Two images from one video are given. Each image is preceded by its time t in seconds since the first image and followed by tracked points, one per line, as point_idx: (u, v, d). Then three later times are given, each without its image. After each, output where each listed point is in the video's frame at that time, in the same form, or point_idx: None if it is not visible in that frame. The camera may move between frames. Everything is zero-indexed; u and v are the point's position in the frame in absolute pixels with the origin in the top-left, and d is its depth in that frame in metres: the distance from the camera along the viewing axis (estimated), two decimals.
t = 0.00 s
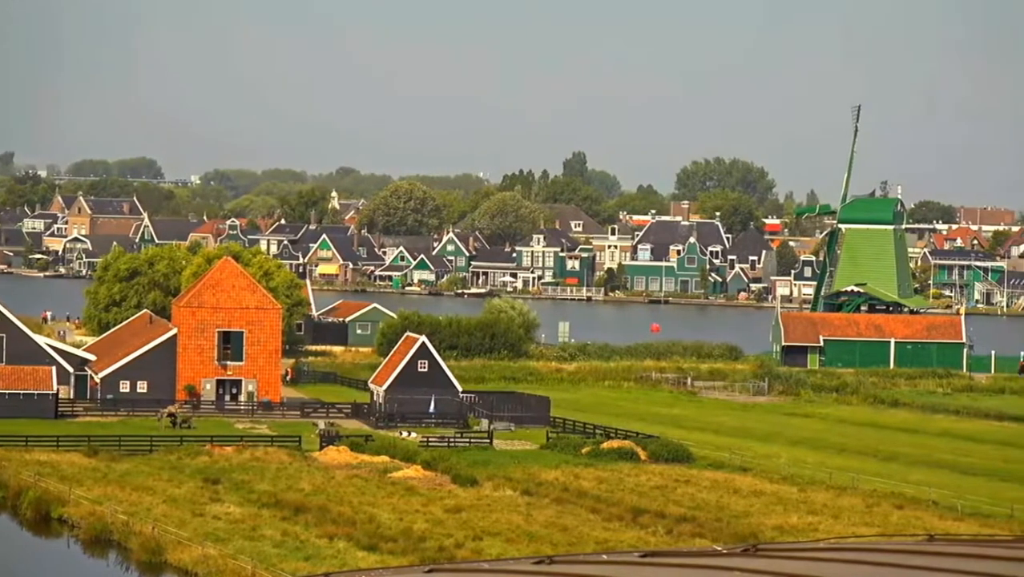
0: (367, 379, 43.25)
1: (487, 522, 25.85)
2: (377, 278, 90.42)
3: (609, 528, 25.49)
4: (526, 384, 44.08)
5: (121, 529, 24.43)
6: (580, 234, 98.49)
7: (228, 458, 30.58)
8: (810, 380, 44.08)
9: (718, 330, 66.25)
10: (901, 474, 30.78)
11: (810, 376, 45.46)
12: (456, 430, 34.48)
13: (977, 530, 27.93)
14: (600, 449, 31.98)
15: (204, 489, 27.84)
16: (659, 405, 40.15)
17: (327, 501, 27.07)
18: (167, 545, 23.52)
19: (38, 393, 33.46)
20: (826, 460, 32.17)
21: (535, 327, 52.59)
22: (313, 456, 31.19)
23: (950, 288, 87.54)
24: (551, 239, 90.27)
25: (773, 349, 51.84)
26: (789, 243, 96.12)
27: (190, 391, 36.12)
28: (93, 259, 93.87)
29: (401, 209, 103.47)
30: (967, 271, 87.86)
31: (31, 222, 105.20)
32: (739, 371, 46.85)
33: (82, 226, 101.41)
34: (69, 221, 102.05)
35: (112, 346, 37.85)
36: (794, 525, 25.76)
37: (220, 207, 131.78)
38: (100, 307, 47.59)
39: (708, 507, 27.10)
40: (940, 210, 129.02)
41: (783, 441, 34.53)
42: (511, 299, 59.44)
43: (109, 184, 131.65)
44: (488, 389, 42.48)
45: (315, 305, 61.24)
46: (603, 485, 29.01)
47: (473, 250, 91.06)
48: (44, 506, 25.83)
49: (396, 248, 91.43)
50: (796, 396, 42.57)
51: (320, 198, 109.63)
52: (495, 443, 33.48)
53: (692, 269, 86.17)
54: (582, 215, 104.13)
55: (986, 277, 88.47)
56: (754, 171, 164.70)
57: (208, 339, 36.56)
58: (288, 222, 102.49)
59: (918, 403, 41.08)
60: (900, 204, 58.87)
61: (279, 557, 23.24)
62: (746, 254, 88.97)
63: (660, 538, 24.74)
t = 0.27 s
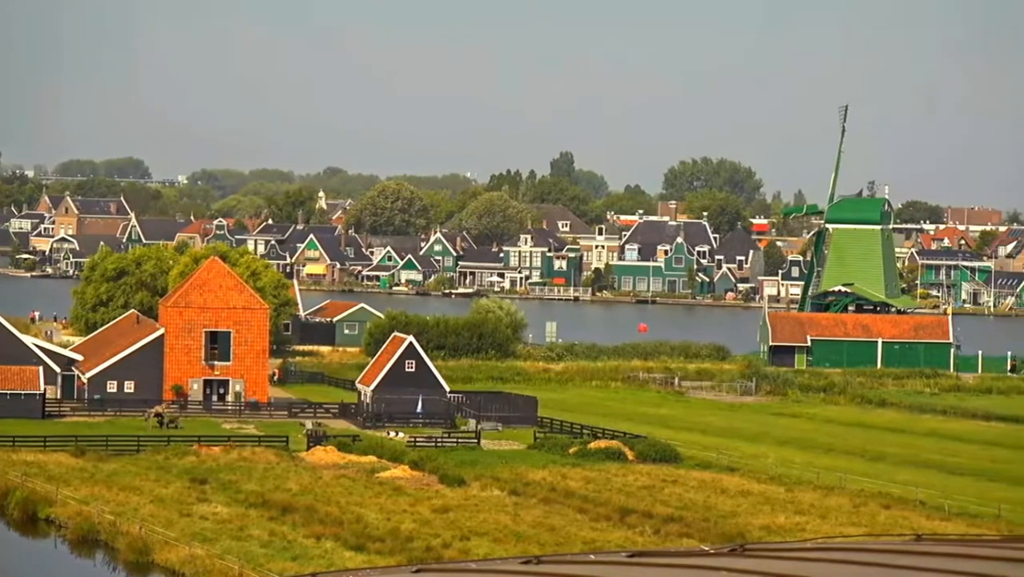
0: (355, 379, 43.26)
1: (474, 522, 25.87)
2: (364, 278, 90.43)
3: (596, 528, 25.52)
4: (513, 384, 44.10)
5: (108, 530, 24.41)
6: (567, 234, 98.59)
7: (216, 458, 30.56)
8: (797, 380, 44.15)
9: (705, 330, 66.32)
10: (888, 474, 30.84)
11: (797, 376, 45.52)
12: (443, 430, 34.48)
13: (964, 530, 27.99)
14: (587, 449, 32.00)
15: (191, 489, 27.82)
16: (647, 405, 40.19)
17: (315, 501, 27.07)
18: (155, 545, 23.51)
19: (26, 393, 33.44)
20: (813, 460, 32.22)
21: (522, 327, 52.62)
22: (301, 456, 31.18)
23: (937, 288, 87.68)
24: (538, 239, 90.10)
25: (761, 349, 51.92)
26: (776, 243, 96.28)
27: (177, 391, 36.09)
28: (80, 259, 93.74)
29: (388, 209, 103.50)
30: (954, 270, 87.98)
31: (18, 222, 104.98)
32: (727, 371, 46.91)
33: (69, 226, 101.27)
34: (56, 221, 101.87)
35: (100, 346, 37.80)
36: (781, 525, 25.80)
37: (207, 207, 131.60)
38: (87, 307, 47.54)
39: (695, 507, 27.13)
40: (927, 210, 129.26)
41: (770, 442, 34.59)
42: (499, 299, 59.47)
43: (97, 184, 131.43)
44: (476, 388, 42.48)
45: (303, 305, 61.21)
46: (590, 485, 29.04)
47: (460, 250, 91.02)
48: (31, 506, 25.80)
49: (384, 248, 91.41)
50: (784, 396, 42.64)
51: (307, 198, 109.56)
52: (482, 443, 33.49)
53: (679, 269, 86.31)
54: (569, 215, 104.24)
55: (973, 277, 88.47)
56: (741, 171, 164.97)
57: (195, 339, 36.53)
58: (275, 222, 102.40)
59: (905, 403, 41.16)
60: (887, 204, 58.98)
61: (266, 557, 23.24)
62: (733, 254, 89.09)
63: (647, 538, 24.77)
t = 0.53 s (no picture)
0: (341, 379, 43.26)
1: (460, 522, 25.88)
2: (350, 278, 90.38)
3: (582, 528, 25.55)
4: (499, 384, 44.12)
5: (93, 530, 24.39)
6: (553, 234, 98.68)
7: (201, 458, 30.54)
8: (783, 380, 44.23)
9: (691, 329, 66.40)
10: (874, 474, 30.90)
11: (783, 376, 45.60)
12: (429, 430, 34.48)
13: (949, 530, 28.06)
14: (573, 449, 32.03)
15: (177, 489, 27.80)
16: (633, 405, 40.23)
17: (300, 501, 27.07)
18: (140, 545, 23.50)
19: (11, 393, 33.41)
20: (799, 461, 32.27)
21: (508, 327, 52.64)
22: (287, 456, 31.18)
23: (922, 288, 88.04)
24: (524, 238, 90.30)
25: (746, 350, 51.98)
26: (762, 243, 96.46)
27: (163, 391, 36.06)
28: (65, 259, 93.56)
29: (374, 209, 103.46)
30: (940, 270, 87.98)
31: (3, 222, 104.74)
32: (713, 371, 46.97)
33: (54, 226, 101.11)
34: (42, 221, 101.68)
35: (85, 346, 37.75)
36: (767, 524, 25.84)
37: (193, 207, 131.38)
38: (72, 307, 47.47)
39: (680, 507, 27.16)
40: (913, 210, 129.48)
41: (756, 441, 34.63)
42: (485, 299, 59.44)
43: (82, 184, 131.19)
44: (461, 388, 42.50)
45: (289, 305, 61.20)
46: (576, 485, 29.06)
47: (446, 250, 90.99)
48: (16, 507, 25.76)
49: (370, 249, 91.40)
50: (770, 395, 42.71)
51: (293, 198, 109.49)
52: (468, 443, 33.51)
53: (665, 268, 86.39)
54: (555, 215, 104.35)
55: (958, 277, 88.79)
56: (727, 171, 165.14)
57: (181, 339, 36.50)
58: (260, 222, 102.30)
59: (891, 403, 41.24)
60: (872, 204, 59.15)
61: (252, 557, 23.24)
62: (719, 253, 88.85)
63: (633, 537, 24.80)
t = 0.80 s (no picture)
0: (332, 379, 43.27)
1: (451, 522, 25.90)
2: (341, 278, 90.38)
3: (573, 528, 25.57)
4: (490, 384, 44.13)
5: (84, 530, 24.38)
6: (543, 234, 98.75)
7: (192, 458, 30.53)
8: (774, 380, 44.28)
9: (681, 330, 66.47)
10: (865, 474, 30.95)
11: (774, 376, 45.65)
12: (420, 430, 34.50)
13: (940, 530, 28.12)
14: (564, 449, 32.05)
15: (168, 489, 27.80)
16: (624, 405, 40.27)
17: (291, 501, 27.08)
18: (131, 545, 23.50)
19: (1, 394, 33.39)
20: (790, 460, 32.32)
21: (499, 327, 52.65)
22: (278, 456, 31.19)
23: (912, 288, 88.42)
24: (515, 238, 89.87)
25: (737, 350, 52.04)
26: (752, 243, 96.56)
27: (153, 391, 36.03)
28: (56, 260, 93.46)
29: (365, 209, 103.40)
30: (930, 270, 88.31)
31: None
32: (703, 371, 47.02)
33: (45, 226, 101.00)
34: (32, 221, 101.57)
35: (76, 346, 37.72)
36: (758, 525, 25.89)
37: (183, 207, 131.28)
38: (63, 307, 47.44)
39: (672, 507, 27.21)
40: (903, 210, 129.66)
41: (747, 441, 34.68)
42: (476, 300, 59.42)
43: (72, 183, 131.03)
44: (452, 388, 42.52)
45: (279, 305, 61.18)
46: (567, 485, 29.09)
47: (437, 250, 91.06)
48: (7, 508, 25.75)
49: (360, 249, 91.40)
50: (760, 396, 42.77)
51: (283, 198, 109.43)
52: (459, 443, 33.52)
53: (656, 269, 86.47)
54: (546, 215, 104.47)
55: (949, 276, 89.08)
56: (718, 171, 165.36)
57: (171, 339, 36.49)
58: (251, 222, 102.25)
59: (882, 403, 41.31)
60: (862, 204, 59.29)
61: (242, 557, 23.25)
62: (710, 254, 89.17)
63: (624, 537, 24.83)
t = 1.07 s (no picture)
0: (318, 379, 43.26)
1: (438, 522, 25.92)
2: (328, 278, 90.35)
3: (560, 528, 25.60)
4: (477, 384, 44.14)
5: (71, 530, 24.36)
6: (530, 234, 98.79)
7: (179, 458, 30.52)
8: (761, 380, 44.36)
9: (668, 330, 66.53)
10: (853, 474, 31.01)
11: (761, 376, 45.71)
12: (407, 430, 34.51)
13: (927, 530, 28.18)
14: (551, 449, 32.08)
15: (154, 489, 27.79)
16: (611, 405, 40.31)
17: (278, 501, 27.09)
18: (118, 546, 23.48)
19: None
20: (777, 460, 32.38)
21: (486, 327, 52.68)
22: (264, 456, 31.19)
23: (900, 288, 88.56)
24: (502, 238, 89.95)
25: (724, 350, 52.10)
26: (739, 243, 96.69)
27: (141, 391, 36.00)
28: (43, 260, 93.29)
29: (352, 209, 103.29)
30: (917, 270, 88.51)
31: None
32: (690, 371, 47.08)
33: (32, 226, 100.87)
34: (19, 220, 101.42)
35: (63, 346, 37.68)
36: (745, 525, 25.94)
37: (170, 207, 131.11)
38: (50, 307, 47.35)
39: (659, 507, 27.25)
40: (890, 210, 129.88)
41: (734, 441, 34.74)
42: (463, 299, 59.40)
43: (59, 183, 130.81)
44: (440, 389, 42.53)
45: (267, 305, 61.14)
46: (554, 485, 29.12)
47: (424, 250, 91.05)
48: None
49: (348, 249, 91.39)
50: (747, 396, 42.83)
51: (271, 198, 109.35)
52: (446, 443, 33.54)
53: (643, 269, 86.55)
54: (533, 215, 104.51)
55: (936, 276, 89.24)
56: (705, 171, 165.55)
57: (158, 339, 36.47)
58: (239, 222, 102.17)
59: (869, 403, 41.39)
60: (850, 204, 59.43)
61: (229, 557, 23.25)
62: (697, 254, 89.31)
63: (611, 537, 24.86)
